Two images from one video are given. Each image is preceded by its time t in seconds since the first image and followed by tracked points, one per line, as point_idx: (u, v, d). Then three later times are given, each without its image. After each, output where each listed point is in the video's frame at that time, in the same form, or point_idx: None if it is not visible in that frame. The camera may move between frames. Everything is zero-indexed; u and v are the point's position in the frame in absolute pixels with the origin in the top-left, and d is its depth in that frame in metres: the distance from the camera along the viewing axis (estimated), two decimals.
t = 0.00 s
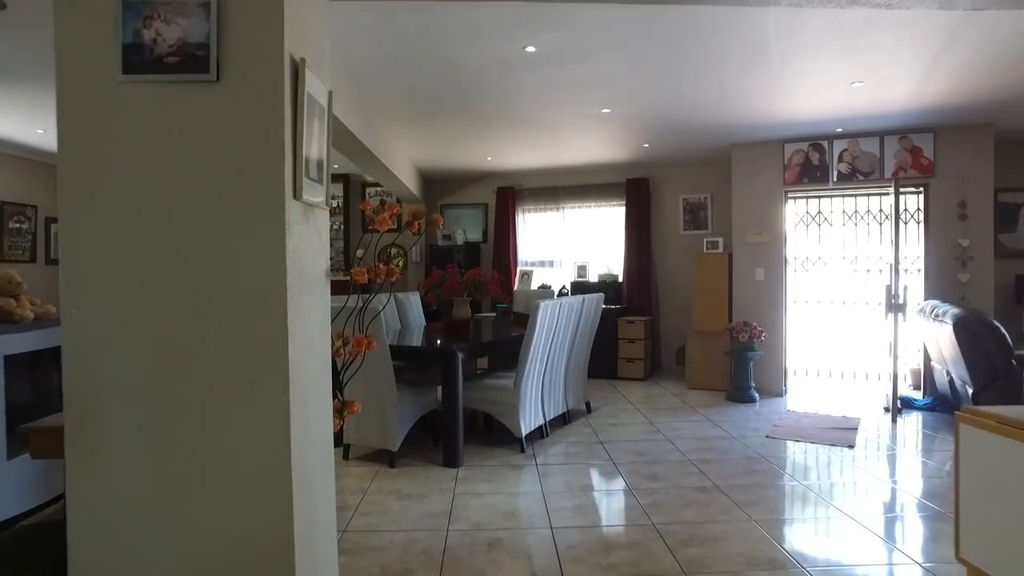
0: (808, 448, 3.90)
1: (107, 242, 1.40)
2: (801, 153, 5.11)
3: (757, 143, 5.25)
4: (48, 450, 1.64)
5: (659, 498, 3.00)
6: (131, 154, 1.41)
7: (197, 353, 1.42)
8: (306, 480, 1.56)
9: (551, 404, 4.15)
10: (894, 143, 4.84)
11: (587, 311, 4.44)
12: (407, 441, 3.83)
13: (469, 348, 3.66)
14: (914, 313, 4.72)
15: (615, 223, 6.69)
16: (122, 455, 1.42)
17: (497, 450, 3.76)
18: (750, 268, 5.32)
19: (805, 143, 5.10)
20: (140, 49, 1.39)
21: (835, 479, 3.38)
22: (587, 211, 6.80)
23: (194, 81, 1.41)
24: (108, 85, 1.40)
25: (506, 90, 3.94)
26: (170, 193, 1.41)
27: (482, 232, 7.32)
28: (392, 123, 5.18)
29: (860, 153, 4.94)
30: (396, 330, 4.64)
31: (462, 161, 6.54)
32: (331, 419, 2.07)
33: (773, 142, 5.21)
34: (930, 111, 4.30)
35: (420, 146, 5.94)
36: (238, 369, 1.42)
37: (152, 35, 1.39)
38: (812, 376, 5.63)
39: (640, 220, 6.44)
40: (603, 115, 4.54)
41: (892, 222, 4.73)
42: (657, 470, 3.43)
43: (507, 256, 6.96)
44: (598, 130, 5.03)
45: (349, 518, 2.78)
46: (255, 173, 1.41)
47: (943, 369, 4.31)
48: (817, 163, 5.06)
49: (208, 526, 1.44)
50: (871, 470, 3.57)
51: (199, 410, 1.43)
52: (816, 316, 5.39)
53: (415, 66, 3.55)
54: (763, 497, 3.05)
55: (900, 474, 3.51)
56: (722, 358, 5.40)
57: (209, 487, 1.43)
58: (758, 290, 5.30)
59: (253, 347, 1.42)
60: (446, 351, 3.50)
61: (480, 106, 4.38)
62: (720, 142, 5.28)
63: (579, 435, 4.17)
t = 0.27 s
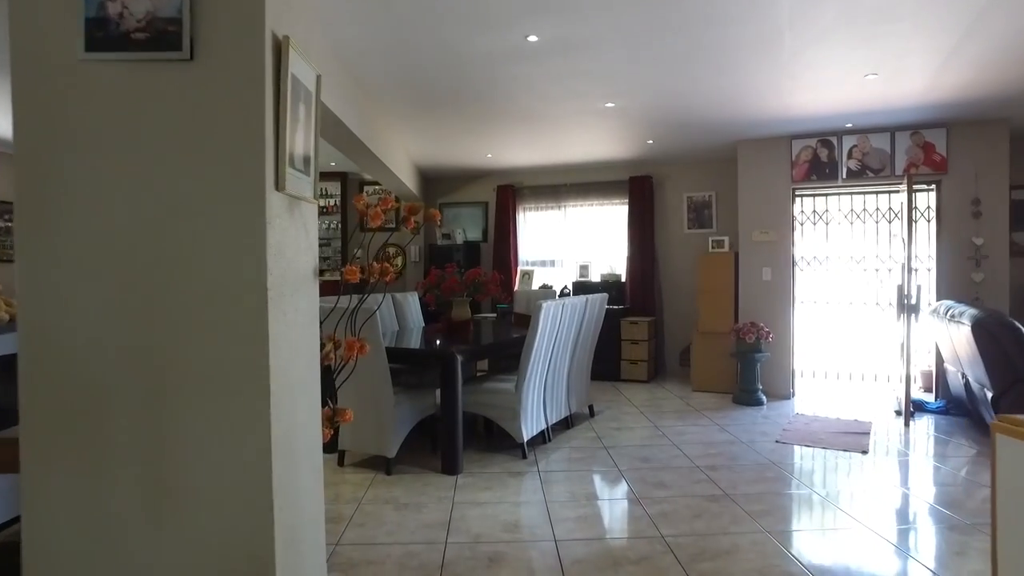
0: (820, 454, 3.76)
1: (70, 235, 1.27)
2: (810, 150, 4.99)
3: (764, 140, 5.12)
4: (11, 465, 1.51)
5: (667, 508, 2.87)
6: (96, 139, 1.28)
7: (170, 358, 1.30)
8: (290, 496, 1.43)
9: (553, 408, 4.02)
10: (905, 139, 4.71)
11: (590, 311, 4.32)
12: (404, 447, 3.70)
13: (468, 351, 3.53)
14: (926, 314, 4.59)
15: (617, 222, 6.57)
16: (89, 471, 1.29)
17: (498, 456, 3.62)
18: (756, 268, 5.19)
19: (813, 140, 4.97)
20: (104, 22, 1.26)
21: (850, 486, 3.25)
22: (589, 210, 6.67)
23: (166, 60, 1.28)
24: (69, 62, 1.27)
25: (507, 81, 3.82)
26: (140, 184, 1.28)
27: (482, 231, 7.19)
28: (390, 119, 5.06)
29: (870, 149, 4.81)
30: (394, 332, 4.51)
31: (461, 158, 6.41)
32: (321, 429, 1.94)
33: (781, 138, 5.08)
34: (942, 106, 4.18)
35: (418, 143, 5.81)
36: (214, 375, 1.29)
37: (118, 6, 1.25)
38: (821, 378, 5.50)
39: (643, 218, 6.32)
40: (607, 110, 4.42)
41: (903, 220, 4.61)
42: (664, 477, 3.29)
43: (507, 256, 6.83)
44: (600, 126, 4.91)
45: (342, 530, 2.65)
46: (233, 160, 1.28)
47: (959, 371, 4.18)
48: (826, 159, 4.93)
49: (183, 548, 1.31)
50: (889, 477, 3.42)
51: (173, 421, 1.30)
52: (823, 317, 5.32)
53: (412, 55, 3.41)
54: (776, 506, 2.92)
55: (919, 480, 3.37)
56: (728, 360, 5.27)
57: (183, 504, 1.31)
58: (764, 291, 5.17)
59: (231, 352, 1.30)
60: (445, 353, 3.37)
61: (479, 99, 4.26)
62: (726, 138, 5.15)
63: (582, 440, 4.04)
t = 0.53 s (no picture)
0: (830, 461, 3.63)
1: (22, 228, 1.16)
2: (816, 147, 4.86)
3: (768, 137, 5.00)
4: None
5: (673, 520, 2.75)
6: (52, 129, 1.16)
7: (137, 370, 1.19)
8: (268, 508, 1.33)
9: (553, 413, 3.90)
10: (915, 136, 4.58)
11: (591, 313, 4.19)
12: (398, 454, 3.58)
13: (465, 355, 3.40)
14: (936, 315, 4.47)
15: (618, 221, 6.45)
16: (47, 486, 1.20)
17: (496, 464, 3.50)
18: (761, 269, 5.07)
19: (820, 137, 4.84)
20: None
21: (861, 496, 3.12)
22: (589, 209, 6.55)
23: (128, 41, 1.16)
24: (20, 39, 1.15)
25: (506, 74, 3.70)
26: (99, 175, 1.16)
27: (481, 231, 7.07)
28: (385, 115, 4.94)
29: (878, 146, 4.68)
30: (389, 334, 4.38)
31: (459, 156, 6.29)
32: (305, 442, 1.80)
33: (786, 135, 4.95)
34: (953, 101, 4.06)
35: (414, 140, 5.69)
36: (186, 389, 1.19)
37: None
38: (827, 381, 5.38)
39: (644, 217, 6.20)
40: (608, 105, 4.31)
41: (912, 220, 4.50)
42: (668, 486, 3.16)
43: (506, 256, 6.72)
44: (600, 122, 4.79)
45: (331, 544, 2.52)
46: (202, 152, 1.17)
47: (971, 375, 4.05)
48: (833, 157, 4.81)
49: (150, 569, 1.22)
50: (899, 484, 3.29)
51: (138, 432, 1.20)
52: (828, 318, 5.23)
53: (407, 46, 3.28)
54: (786, 518, 2.79)
55: (932, 488, 3.24)
56: (733, 363, 5.15)
57: (155, 527, 1.21)
58: (769, 292, 5.04)
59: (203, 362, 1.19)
60: (440, 358, 3.25)
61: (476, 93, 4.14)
62: (730, 135, 5.03)
63: (583, 446, 3.91)
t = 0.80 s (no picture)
0: (840, 467, 3.50)
1: None
2: (822, 144, 4.74)
3: (772, 133, 4.88)
4: None
5: (680, 532, 2.62)
6: None
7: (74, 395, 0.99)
8: (234, 550, 1.15)
9: (553, 418, 3.77)
10: (925, 131, 4.46)
11: (591, 314, 4.06)
12: (392, 462, 3.45)
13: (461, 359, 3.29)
14: (946, 316, 4.35)
15: (619, 220, 6.33)
16: None
17: (493, 472, 3.37)
18: (766, 268, 4.94)
19: (826, 133, 4.72)
20: None
21: (876, 504, 2.99)
22: (589, 208, 6.44)
23: (61, 7, 0.98)
24: None
25: (505, 66, 3.59)
26: (26, 161, 0.97)
27: (479, 230, 6.95)
28: (380, 111, 4.82)
29: (886, 142, 4.56)
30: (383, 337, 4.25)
31: (457, 154, 6.17)
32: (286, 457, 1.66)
33: (791, 131, 4.84)
34: (965, 95, 3.95)
35: (411, 137, 5.57)
36: (130, 409, 1.00)
37: None
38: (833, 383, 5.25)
39: (645, 216, 6.08)
40: (608, 100, 4.20)
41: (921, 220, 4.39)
42: (674, 495, 3.04)
43: (505, 256, 6.60)
44: (600, 118, 4.68)
45: (320, 560, 2.39)
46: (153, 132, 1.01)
47: (985, 377, 3.93)
48: (840, 154, 4.69)
49: None
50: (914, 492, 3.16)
51: (74, 472, 0.99)
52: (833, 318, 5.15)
53: (402, 37, 3.16)
54: (799, 530, 2.66)
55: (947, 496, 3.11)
56: (737, 366, 5.02)
57: None
58: (775, 292, 4.92)
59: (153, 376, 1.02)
60: (436, 362, 3.13)
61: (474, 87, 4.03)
62: (733, 132, 4.91)
63: (583, 452, 3.78)
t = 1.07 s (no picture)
0: (851, 473, 3.37)
1: None
2: (830, 139, 4.62)
3: (778, 129, 4.77)
4: None
5: (688, 543, 2.50)
6: None
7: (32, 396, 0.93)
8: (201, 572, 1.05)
9: (553, 422, 3.65)
10: (936, 127, 4.33)
11: (592, 314, 3.94)
12: (387, 468, 3.33)
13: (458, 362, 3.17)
14: (958, 316, 4.23)
15: (621, 219, 6.21)
16: None
17: (491, 479, 3.25)
18: (772, 268, 4.82)
19: (834, 129, 4.60)
20: None
21: (890, 513, 2.87)
22: (590, 206, 6.32)
23: None
24: None
25: (505, 57, 3.48)
26: None
27: (478, 229, 6.84)
28: (377, 106, 4.71)
29: (896, 138, 4.43)
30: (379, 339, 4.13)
31: (455, 151, 6.04)
32: (266, 468, 1.52)
33: (797, 127, 4.72)
34: (979, 88, 3.82)
35: (408, 133, 5.46)
36: (85, 415, 0.93)
37: None
38: (840, 385, 5.14)
39: (648, 215, 5.97)
40: (610, 94, 4.09)
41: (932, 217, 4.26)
42: (680, 503, 2.91)
43: (505, 256, 6.49)
44: (602, 112, 4.57)
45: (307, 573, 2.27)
46: (105, 110, 0.91)
47: (1001, 380, 3.80)
48: (848, 150, 4.56)
49: None
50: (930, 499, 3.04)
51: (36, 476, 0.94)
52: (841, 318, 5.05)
53: (396, 26, 3.03)
54: (812, 541, 2.53)
55: (964, 503, 2.99)
56: (742, 367, 4.91)
57: None
58: (781, 292, 4.80)
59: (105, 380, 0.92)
60: (431, 365, 3.01)
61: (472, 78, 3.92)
62: (738, 128, 4.80)
63: (585, 457, 3.66)
